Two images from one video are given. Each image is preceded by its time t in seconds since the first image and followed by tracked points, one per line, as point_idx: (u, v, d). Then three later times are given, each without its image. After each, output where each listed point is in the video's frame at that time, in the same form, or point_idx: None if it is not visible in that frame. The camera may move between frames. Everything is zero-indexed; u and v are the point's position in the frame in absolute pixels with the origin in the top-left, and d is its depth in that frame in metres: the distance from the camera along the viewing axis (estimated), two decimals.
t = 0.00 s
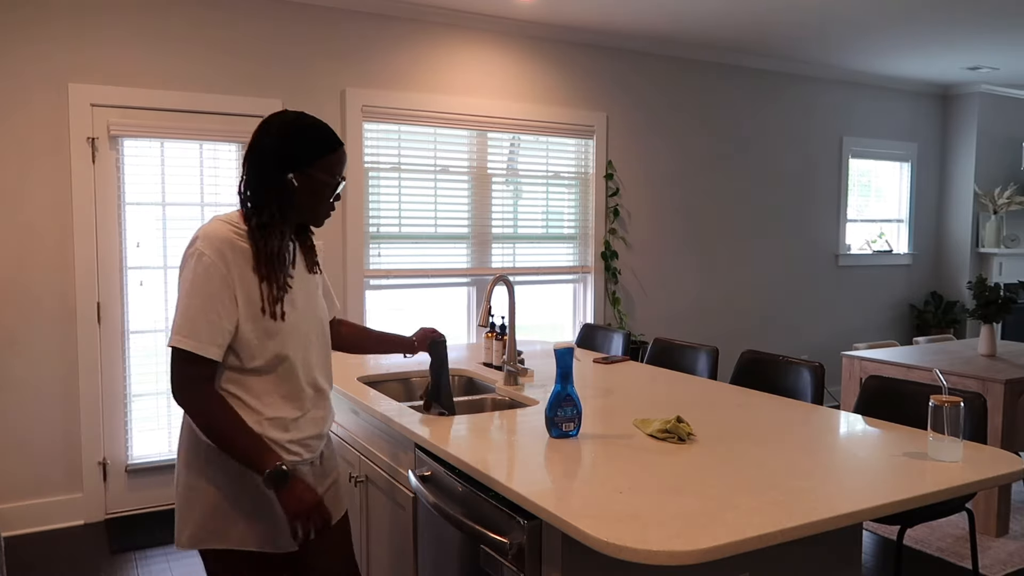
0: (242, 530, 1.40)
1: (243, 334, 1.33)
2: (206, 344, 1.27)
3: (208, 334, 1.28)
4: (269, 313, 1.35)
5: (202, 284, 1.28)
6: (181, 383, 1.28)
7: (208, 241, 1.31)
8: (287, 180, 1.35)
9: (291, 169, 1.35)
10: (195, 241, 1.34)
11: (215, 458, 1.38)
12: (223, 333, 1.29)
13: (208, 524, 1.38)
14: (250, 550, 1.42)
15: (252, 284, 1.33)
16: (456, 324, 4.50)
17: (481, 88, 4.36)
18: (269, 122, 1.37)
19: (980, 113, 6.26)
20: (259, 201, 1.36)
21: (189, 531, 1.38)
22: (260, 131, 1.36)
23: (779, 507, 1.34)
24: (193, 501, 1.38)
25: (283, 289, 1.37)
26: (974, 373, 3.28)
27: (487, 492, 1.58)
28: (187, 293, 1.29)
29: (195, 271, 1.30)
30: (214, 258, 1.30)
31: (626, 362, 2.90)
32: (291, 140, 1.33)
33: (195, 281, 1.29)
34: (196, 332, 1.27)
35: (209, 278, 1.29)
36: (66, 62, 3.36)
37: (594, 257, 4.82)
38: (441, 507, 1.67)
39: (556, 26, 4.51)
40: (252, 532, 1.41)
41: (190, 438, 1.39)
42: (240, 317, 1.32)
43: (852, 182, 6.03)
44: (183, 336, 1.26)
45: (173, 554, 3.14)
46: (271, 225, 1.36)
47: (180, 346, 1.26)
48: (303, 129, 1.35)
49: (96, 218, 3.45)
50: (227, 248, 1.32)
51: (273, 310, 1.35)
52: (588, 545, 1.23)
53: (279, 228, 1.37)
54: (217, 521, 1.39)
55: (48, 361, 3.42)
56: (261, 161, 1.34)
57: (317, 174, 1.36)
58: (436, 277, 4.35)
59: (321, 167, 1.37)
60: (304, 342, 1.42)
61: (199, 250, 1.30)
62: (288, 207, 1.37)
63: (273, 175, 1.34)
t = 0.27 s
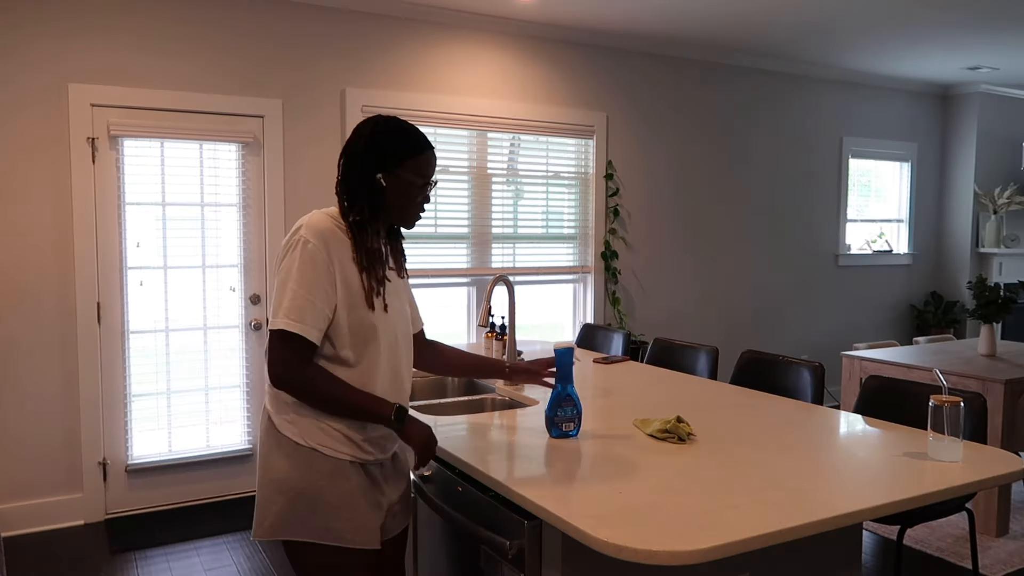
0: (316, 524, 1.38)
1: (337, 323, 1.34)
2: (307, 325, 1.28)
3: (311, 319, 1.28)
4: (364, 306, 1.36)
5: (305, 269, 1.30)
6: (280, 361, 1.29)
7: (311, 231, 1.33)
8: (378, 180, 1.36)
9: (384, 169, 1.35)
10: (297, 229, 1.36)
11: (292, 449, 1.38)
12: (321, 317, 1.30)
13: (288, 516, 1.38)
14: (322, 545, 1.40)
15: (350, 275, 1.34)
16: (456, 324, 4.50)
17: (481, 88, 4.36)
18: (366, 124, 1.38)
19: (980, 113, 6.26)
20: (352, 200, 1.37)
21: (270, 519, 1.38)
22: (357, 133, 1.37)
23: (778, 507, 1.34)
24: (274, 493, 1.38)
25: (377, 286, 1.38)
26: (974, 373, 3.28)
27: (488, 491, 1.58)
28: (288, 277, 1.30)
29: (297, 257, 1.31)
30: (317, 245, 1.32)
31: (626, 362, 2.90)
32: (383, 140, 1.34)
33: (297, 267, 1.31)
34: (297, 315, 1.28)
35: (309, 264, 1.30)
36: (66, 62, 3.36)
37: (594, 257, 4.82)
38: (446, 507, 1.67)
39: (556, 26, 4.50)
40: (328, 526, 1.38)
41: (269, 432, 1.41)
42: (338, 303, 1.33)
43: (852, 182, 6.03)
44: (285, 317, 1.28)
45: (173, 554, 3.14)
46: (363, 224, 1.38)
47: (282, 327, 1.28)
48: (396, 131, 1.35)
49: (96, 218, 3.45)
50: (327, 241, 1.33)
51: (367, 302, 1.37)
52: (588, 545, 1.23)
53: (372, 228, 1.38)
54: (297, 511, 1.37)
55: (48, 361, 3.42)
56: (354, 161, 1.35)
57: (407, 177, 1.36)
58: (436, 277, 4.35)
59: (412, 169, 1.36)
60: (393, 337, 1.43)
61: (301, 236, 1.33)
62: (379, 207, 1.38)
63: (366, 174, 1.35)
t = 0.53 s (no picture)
0: (353, 527, 1.42)
1: (364, 324, 1.34)
2: (334, 329, 1.28)
3: (338, 321, 1.28)
4: (393, 308, 1.35)
5: (331, 270, 1.29)
6: (307, 365, 1.29)
7: (337, 230, 1.33)
8: (400, 176, 1.35)
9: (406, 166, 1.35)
10: (326, 229, 1.36)
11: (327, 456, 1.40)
12: (350, 319, 1.29)
13: (325, 520, 1.41)
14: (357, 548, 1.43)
15: (378, 276, 1.33)
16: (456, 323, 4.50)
17: (481, 88, 4.36)
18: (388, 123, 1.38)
19: (980, 113, 6.26)
20: (375, 198, 1.37)
21: (309, 526, 1.41)
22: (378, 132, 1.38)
23: (778, 507, 1.34)
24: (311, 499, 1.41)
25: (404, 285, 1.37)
26: (974, 373, 3.28)
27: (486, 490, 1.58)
28: (315, 279, 1.30)
29: (325, 257, 1.31)
30: (345, 245, 1.31)
31: (626, 362, 2.90)
32: (404, 136, 1.34)
33: (326, 268, 1.30)
34: (324, 318, 1.28)
35: (337, 264, 1.30)
36: (66, 62, 3.36)
37: (594, 257, 4.82)
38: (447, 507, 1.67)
39: (555, 26, 4.50)
40: (364, 529, 1.42)
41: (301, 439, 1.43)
42: (366, 304, 1.32)
43: (852, 182, 6.03)
44: (312, 320, 1.27)
45: (173, 554, 3.15)
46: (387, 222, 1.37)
47: (309, 329, 1.27)
48: (418, 127, 1.34)
49: (96, 218, 3.45)
50: (354, 240, 1.32)
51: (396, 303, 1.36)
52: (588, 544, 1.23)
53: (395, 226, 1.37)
54: (335, 516, 1.41)
55: (48, 361, 3.42)
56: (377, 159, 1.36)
57: (428, 173, 1.35)
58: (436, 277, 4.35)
59: (435, 165, 1.35)
60: (422, 338, 1.42)
61: (329, 236, 1.32)
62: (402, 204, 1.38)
63: (387, 172, 1.36)
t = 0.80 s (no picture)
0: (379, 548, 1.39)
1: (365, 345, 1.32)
2: (337, 358, 1.26)
3: (342, 348, 1.26)
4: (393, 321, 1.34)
5: (330, 293, 1.26)
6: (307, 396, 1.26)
7: (335, 244, 1.29)
8: (400, 173, 1.33)
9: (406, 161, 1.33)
10: (318, 244, 1.31)
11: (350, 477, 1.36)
12: (354, 344, 1.27)
13: (347, 542, 1.37)
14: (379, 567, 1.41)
15: (381, 290, 1.31)
16: (456, 323, 4.50)
17: (481, 88, 4.36)
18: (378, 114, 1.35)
19: (980, 113, 6.26)
20: (372, 195, 1.34)
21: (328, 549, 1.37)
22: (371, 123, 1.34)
23: (779, 507, 1.34)
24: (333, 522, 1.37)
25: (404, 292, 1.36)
26: (974, 373, 3.28)
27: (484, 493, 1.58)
28: (314, 304, 1.26)
29: (322, 278, 1.27)
30: (344, 264, 1.27)
31: (626, 362, 2.90)
32: (403, 131, 1.32)
33: (323, 291, 1.26)
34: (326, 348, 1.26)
35: (336, 287, 1.26)
36: (66, 61, 3.36)
37: (594, 257, 4.82)
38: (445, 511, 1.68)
39: (555, 26, 4.50)
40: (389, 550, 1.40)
41: (315, 459, 1.37)
42: (372, 322, 1.31)
43: (852, 182, 6.03)
44: (316, 350, 1.25)
45: (173, 554, 3.15)
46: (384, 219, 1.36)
47: (310, 360, 1.24)
48: (417, 123, 1.33)
49: (97, 218, 3.45)
50: (356, 252, 1.29)
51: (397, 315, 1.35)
52: (588, 544, 1.23)
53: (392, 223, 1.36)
54: (358, 538, 1.38)
55: (48, 362, 3.42)
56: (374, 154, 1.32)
57: (427, 168, 1.35)
58: (436, 277, 4.35)
59: (434, 159, 1.35)
60: (421, 345, 1.42)
61: (327, 253, 1.28)
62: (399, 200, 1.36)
63: (387, 167, 1.33)
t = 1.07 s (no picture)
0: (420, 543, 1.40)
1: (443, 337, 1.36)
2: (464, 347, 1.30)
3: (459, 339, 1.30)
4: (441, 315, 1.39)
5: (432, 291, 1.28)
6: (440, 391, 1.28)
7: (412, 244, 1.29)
8: (427, 174, 1.36)
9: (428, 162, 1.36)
10: (387, 249, 1.27)
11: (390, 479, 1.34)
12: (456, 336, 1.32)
13: (382, 538, 1.35)
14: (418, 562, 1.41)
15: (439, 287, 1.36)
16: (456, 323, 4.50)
17: (481, 88, 4.37)
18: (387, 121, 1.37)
19: (980, 113, 6.26)
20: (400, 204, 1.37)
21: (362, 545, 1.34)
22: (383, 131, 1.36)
23: (778, 507, 1.34)
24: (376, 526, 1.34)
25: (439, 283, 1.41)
26: (974, 373, 3.28)
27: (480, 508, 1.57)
28: (423, 302, 1.27)
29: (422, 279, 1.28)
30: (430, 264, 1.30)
31: (626, 362, 2.90)
32: (420, 135, 1.34)
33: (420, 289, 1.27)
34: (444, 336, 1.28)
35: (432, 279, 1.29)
36: (66, 62, 3.36)
37: (594, 257, 4.82)
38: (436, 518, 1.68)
39: (555, 26, 4.50)
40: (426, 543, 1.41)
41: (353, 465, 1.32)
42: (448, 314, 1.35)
43: (852, 182, 6.03)
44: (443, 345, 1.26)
45: (173, 554, 3.14)
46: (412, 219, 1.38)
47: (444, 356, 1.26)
48: (433, 125, 1.36)
49: (96, 218, 3.45)
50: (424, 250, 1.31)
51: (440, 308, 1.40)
52: (588, 545, 1.23)
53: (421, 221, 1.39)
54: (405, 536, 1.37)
55: (48, 362, 3.42)
56: (395, 160, 1.35)
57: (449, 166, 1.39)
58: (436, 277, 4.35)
59: (454, 159, 1.39)
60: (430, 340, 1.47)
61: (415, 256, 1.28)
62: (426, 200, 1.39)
63: (410, 171, 1.35)
